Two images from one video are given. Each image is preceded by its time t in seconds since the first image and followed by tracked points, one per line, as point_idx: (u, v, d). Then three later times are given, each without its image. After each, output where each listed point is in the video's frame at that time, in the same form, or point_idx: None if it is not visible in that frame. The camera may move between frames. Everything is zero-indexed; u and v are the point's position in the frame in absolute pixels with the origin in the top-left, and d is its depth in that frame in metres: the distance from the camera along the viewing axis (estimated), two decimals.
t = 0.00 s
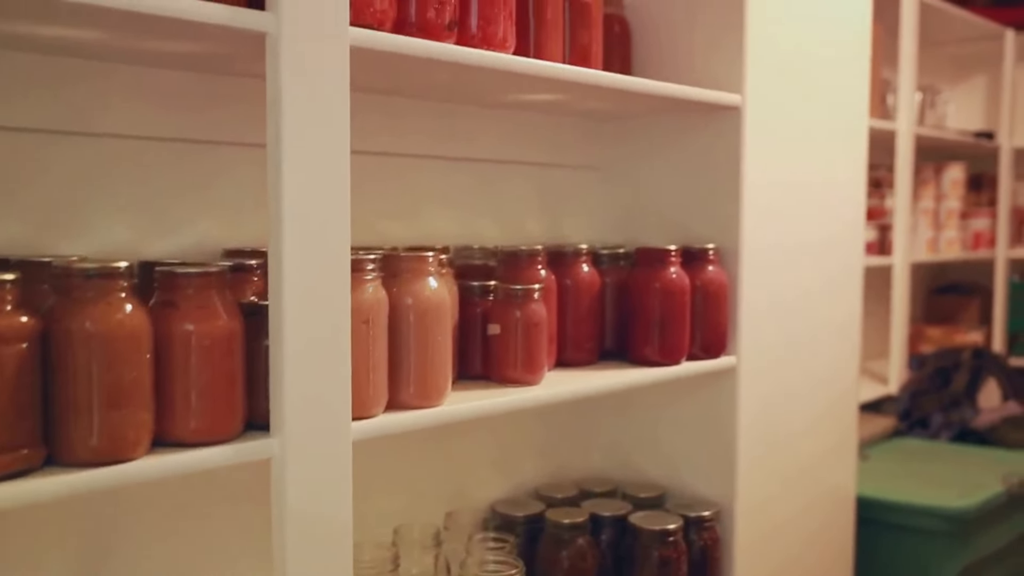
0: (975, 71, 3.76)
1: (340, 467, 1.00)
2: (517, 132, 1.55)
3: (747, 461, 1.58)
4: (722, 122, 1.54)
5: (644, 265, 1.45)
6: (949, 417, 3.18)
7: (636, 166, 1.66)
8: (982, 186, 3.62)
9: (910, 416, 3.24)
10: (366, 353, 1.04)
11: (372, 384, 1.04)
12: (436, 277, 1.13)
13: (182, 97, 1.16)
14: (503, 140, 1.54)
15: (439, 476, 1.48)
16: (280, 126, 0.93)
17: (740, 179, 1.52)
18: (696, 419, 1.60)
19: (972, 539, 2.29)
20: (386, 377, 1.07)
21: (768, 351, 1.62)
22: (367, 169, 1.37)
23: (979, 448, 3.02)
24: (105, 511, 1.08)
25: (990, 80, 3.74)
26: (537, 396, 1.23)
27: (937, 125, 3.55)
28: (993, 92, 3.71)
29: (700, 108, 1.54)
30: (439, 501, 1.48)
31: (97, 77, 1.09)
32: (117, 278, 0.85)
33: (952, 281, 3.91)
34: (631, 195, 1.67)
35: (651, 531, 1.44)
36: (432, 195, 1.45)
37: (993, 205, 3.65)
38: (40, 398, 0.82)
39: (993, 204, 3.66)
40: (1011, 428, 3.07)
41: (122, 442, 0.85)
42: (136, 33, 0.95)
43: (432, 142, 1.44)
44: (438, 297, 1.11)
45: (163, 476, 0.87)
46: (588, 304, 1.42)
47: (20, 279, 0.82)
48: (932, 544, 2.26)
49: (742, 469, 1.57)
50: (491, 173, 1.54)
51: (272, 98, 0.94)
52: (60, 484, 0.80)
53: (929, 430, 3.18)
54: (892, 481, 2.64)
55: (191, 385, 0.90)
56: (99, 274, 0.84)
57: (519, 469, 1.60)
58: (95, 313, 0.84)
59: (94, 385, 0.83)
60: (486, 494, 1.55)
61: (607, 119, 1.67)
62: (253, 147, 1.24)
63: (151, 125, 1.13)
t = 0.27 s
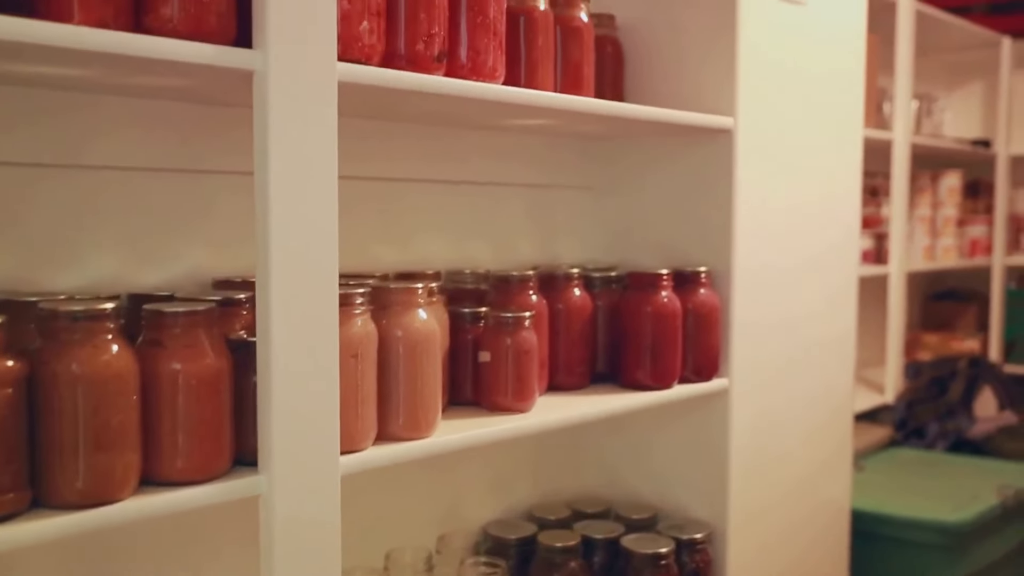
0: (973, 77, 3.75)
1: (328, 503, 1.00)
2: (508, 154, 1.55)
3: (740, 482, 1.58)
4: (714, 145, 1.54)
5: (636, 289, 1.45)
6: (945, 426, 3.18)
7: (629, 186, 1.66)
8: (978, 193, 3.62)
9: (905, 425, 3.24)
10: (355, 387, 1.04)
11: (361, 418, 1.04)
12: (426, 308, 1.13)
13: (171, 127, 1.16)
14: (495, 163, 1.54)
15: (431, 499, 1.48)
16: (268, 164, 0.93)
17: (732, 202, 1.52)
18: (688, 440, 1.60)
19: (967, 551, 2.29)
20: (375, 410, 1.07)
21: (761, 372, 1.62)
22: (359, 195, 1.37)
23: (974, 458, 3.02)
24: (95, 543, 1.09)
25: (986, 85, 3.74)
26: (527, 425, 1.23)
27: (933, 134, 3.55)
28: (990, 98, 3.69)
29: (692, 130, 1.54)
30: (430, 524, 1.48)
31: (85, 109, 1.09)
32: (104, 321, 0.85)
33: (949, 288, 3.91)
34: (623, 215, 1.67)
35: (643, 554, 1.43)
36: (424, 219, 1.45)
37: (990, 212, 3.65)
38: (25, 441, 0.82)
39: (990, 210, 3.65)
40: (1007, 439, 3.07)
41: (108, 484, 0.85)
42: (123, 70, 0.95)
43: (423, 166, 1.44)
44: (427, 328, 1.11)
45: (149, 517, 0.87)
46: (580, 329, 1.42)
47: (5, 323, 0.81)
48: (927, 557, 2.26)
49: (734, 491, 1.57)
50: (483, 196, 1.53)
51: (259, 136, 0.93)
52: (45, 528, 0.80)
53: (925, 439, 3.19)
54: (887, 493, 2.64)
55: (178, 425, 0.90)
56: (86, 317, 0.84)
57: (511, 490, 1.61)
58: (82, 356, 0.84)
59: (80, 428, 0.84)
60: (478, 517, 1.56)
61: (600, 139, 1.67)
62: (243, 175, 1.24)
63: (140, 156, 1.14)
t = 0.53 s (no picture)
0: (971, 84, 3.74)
1: (320, 539, 1.00)
2: (503, 177, 1.55)
3: (735, 505, 1.58)
4: (709, 167, 1.53)
5: (631, 314, 1.45)
6: (943, 437, 3.17)
7: (624, 208, 1.66)
8: (977, 200, 3.61)
9: (904, 436, 3.24)
10: (346, 422, 1.04)
11: (353, 453, 1.04)
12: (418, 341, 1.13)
13: (163, 159, 1.16)
14: (488, 186, 1.54)
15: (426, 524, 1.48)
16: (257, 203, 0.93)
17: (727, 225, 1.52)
18: (683, 463, 1.60)
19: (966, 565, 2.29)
20: (367, 443, 1.07)
21: (756, 393, 1.62)
22: (352, 221, 1.37)
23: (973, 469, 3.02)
24: None
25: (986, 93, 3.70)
26: (521, 454, 1.23)
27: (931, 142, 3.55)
28: (989, 105, 3.68)
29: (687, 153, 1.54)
30: (425, 548, 1.48)
31: (77, 143, 1.09)
32: (94, 363, 0.85)
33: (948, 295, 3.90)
34: (619, 236, 1.67)
35: None
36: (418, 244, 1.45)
37: (989, 219, 3.64)
38: (15, 485, 0.82)
39: (989, 218, 3.64)
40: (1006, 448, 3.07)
41: (98, 526, 0.85)
42: (114, 110, 0.95)
43: (417, 192, 1.44)
44: (420, 361, 1.11)
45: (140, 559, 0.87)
46: (575, 354, 1.42)
47: None
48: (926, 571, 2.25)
49: (730, 514, 1.57)
50: (477, 219, 1.53)
51: (249, 175, 0.93)
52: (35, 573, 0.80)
53: (924, 449, 3.18)
54: (886, 506, 2.63)
55: (169, 465, 0.90)
56: (76, 360, 0.84)
57: (507, 512, 1.61)
58: (71, 399, 0.84)
59: (70, 471, 0.83)
60: (474, 540, 1.55)
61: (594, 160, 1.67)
62: (236, 205, 1.24)
63: (132, 188, 1.14)
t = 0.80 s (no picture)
0: (972, 91, 3.73)
1: None
2: (499, 200, 1.55)
3: (733, 528, 1.58)
4: (707, 191, 1.53)
5: (627, 339, 1.44)
6: (943, 447, 3.17)
7: (621, 229, 1.66)
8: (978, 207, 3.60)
9: (904, 446, 3.23)
10: (340, 458, 1.04)
11: (347, 489, 1.04)
12: (413, 375, 1.13)
13: (158, 191, 1.16)
14: (485, 209, 1.53)
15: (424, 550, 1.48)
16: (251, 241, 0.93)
17: (725, 249, 1.52)
18: (681, 485, 1.60)
19: None
20: (362, 478, 1.07)
21: (753, 415, 1.62)
22: (349, 248, 1.36)
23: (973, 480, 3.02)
24: None
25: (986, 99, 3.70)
26: (517, 485, 1.23)
27: (931, 151, 3.54)
28: (990, 112, 3.67)
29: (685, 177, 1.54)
30: (422, 573, 1.47)
31: (72, 177, 1.09)
32: (86, 408, 0.85)
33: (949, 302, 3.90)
34: (615, 258, 1.67)
35: None
36: (414, 269, 1.45)
37: (990, 227, 3.63)
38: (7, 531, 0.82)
39: (989, 226, 3.63)
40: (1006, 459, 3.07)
41: (91, 571, 0.84)
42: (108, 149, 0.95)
43: (414, 217, 1.44)
44: (415, 395, 1.11)
45: None
46: (572, 380, 1.42)
47: None
48: None
49: (727, 537, 1.56)
50: (474, 242, 1.53)
51: (242, 214, 0.93)
52: None
53: (924, 461, 3.17)
54: (887, 519, 2.62)
55: (162, 507, 0.90)
56: (68, 405, 0.84)
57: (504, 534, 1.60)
58: (63, 444, 0.84)
59: (62, 516, 0.83)
60: (471, 564, 1.55)
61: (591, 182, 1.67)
62: (232, 235, 1.23)
63: (127, 221, 1.13)
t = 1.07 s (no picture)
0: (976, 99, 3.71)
1: None
2: (499, 224, 1.55)
3: (733, 552, 1.57)
4: (707, 214, 1.53)
5: (627, 366, 1.44)
6: (946, 460, 3.18)
7: (622, 252, 1.65)
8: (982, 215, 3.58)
9: (907, 458, 3.20)
10: (339, 496, 1.03)
11: (345, 526, 1.04)
12: (412, 409, 1.12)
13: (156, 223, 1.16)
14: (485, 233, 1.53)
15: None
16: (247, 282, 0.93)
17: (726, 274, 1.51)
18: (681, 509, 1.59)
19: None
20: (360, 515, 1.07)
21: (754, 439, 1.61)
22: (348, 275, 1.36)
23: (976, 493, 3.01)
24: None
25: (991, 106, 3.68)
26: (515, 517, 1.22)
27: (935, 160, 3.53)
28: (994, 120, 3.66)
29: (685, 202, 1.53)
30: None
31: (68, 212, 1.09)
32: (83, 453, 0.85)
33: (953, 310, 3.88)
34: (616, 280, 1.66)
35: None
36: (414, 295, 1.45)
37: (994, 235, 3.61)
38: None
39: (994, 234, 3.61)
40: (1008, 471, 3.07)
41: None
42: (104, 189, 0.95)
43: (413, 243, 1.43)
44: (414, 430, 1.11)
45: None
46: (571, 407, 1.42)
47: None
48: None
49: (727, 562, 1.56)
50: (474, 266, 1.53)
51: (239, 255, 0.93)
52: None
53: (926, 473, 3.16)
54: (889, 533, 2.62)
55: (159, 551, 0.90)
56: (64, 452, 0.84)
57: (504, 558, 1.60)
58: (60, 491, 0.84)
59: (59, 564, 0.83)
60: None
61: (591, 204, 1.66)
62: (230, 266, 1.23)
63: (126, 254, 1.13)
